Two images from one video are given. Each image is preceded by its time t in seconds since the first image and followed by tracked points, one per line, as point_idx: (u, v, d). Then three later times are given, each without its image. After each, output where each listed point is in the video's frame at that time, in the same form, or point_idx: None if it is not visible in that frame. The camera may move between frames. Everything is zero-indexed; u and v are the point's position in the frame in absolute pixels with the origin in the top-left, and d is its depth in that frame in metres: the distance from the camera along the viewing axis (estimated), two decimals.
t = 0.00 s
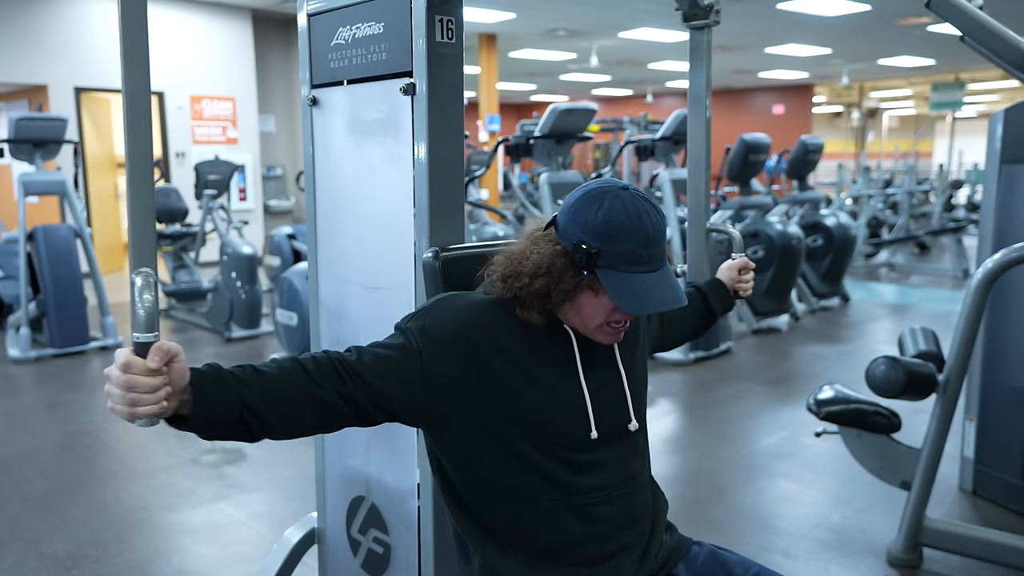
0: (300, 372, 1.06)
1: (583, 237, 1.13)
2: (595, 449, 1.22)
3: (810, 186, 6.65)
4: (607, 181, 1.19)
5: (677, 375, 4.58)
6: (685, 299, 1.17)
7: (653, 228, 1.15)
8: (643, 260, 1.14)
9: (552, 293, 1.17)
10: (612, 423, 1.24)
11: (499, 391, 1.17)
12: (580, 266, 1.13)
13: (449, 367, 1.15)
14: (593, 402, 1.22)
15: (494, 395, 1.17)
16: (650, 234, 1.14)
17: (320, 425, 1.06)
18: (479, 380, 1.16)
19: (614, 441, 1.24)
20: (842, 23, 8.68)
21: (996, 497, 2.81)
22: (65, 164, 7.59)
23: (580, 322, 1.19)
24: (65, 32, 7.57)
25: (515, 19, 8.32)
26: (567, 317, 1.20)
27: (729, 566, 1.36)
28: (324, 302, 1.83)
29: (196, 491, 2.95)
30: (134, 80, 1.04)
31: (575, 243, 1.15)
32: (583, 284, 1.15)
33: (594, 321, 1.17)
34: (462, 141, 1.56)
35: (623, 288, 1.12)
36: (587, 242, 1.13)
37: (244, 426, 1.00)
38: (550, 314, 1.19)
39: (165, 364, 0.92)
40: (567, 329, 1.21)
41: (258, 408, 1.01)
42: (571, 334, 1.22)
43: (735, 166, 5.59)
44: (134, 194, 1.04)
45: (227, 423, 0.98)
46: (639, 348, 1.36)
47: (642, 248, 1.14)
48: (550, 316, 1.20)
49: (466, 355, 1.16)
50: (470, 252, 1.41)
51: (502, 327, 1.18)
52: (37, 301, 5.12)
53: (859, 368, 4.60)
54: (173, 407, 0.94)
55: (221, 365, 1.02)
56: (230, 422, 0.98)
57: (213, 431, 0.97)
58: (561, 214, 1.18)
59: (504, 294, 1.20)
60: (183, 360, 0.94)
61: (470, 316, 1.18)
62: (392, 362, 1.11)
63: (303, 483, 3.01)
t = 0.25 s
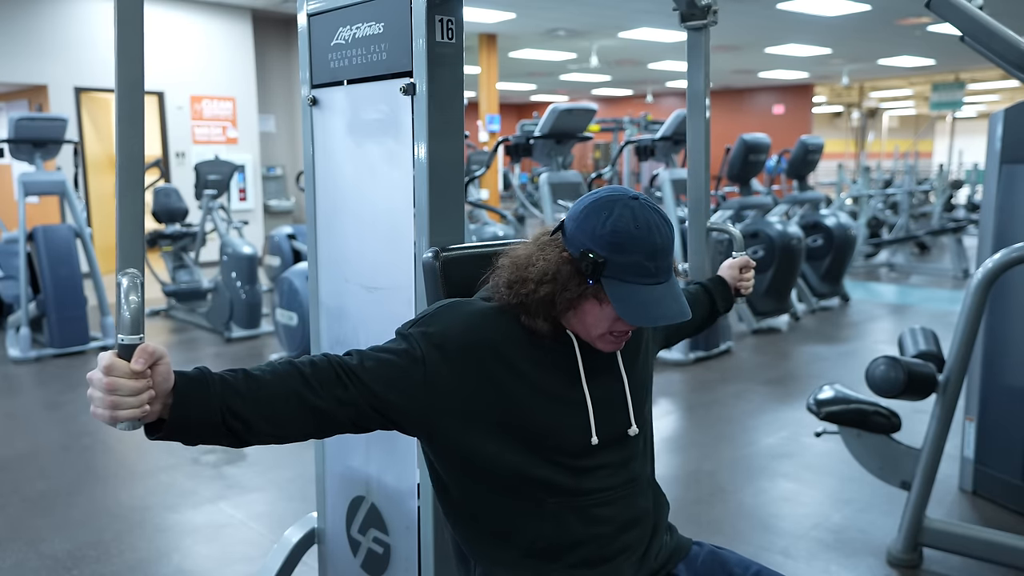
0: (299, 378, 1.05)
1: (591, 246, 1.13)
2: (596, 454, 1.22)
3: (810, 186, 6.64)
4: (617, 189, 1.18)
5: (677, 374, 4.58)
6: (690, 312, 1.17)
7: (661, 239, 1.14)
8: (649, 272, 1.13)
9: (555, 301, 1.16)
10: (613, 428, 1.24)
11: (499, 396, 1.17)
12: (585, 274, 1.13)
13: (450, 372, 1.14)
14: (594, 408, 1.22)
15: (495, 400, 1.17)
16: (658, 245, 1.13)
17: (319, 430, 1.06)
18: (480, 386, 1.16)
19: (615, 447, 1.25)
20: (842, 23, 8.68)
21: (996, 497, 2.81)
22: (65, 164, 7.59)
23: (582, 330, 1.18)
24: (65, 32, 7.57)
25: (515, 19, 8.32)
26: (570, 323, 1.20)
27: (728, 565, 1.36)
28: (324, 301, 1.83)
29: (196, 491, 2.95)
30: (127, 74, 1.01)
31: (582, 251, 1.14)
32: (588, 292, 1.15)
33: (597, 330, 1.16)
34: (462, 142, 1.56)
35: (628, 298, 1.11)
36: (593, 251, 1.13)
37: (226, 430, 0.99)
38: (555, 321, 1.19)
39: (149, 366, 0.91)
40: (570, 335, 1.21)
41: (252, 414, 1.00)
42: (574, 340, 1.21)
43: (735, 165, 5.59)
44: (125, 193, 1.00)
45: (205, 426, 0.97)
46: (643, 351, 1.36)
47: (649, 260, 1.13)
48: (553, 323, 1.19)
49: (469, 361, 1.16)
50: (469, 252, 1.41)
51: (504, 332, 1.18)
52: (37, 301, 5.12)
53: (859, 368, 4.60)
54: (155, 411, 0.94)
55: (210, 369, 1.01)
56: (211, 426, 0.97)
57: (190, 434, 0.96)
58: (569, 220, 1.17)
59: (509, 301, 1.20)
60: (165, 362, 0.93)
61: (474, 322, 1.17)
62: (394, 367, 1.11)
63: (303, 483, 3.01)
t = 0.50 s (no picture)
0: (299, 382, 1.05)
1: (586, 248, 1.13)
2: (596, 454, 1.22)
3: (810, 186, 6.64)
4: (613, 189, 1.18)
5: (677, 375, 4.58)
6: (689, 311, 1.17)
7: (657, 239, 1.14)
8: (646, 272, 1.13)
9: (554, 303, 1.16)
10: (613, 428, 1.24)
11: (499, 398, 1.17)
12: (582, 276, 1.13)
13: (450, 375, 1.15)
14: (594, 408, 1.22)
15: (495, 402, 1.17)
16: (654, 246, 1.13)
17: (320, 434, 1.06)
18: (480, 388, 1.16)
19: (615, 447, 1.25)
20: (841, 23, 8.68)
21: (996, 497, 2.81)
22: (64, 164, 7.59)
23: (582, 332, 1.18)
24: (65, 32, 7.57)
25: (515, 19, 8.32)
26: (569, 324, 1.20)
27: (730, 565, 1.36)
28: (324, 301, 1.83)
29: (196, 491, 2.95)
30: (127, 72, 1.01)
31: (578, 253, 1.14)
32: (585, 294, 1.15)
33: (596, 331, 1.16)
34: (462, 141, 1.56)
35: (624, 299, 1.11)
36: (588, 253, 1.13)
37: (226, 435, 0.99)
38: (554, 323, 1.19)
39: (149, 370, 0.91)
40: (570, 335, 1.21)
41: (251, 418, 1.00)
42: (574, 343, 1.21)
43: (735, 166, 5.59)
44: (121, 195, 1.01)
45: (204, 430, 0.96)
46: (644, 351, 1.35)
47: (645, 260, 1.13)
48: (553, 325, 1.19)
49: (469, 363, 1.15)
50: (469, 252, 1.41)
51: (503, 334, 1.18)
52: (37, 301, 5.12)
53: (859, 368, 4.60)
54: (154, 416, 0.94)
55: (208, 374, 1.01)
56: (210, 431, 0.97)
57: (189, 439, 0.96)
58: (565, 222, 1.18)
59: (508, 303, 1.20)
60: (165, 367, 0.93)
61: (473, 324, 1.17)
62: (393, 370, 1.11)
63: (303, 483, 3.01)
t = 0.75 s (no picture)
0: (300, 384, 1.05)
1: (580, 246, 1.13)
2: (596, 452, 1.22)
3: (810, 186, 6.64)
4: (604, 187, 1.18)
5: (677, 375, 4.58)
6: (684, 306, 1.17)
7: (651, 234, 1.14)
8: (640, 269, 1.13)
9: (550, 302, 1.16)
10: (613, 427, 1.24)
11: (500, 397, 1.17)
12: (576, 274, 1.13)
13: (450, 374, 1.15)
14: (594, 406, 1.22)
15: (495, 401, 1.17)
16: (647, 242, 1.13)
17: (322, 437, 1.06)
18: (481, 387, 1.16)
19: (616, 446, 1.25)
20: (841, 23, 8.68)
21: (996, 497, 2.81)
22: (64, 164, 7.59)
23: (579, 329, 1.19)
24: (65, 32, 7.57)
25: (515, 19, 8.32)
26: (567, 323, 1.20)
27: (729, 564, 1.36)
28: (324, 301, 1.83)
29: (196, 491, 2.95)
30: (125, 73, 1.01)
31: (572, 251, 1.14)
32: (580, 292, 1.15)
33: (593, 330, 1.17)
34: (462, 141, 1.56)
35: (620, 296, 1.11)
36: (582, 251, 1.13)
37: (228, 438, 0.99)
38: (552, 321, 1.19)
39: (151, 373, 0.91)
40: (568, 333, 1.21)
41: (253, 421, 1.00)
42: (571, 342, 1.21)
43: (735, 166, 5.59)
44: (121, 194, 1.01)
45: (206, 435, 0.96)
46: (644, 347, 1.36)
47: (638, 256, 1.13)
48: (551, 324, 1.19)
49: (468, 363, 1.16)
50: (469, 252, 1.41)
51: (503, 333, 1.18)
52: (37, 301, 5.12)
53: (859, 368, 4.60)
54: (156, 421, 0.94)
55: (209, 378, 1.01)
56: (213, 434, 0.97)
57: (191, 443, 0.96)
58: (558, 221, 1.18)
59: (504, 303, 1.20)
60: (166, 370, 0.93)
61: (472, 324, 1.17)
62: (393, 371, 1.11)
63: (303, 483, 3.01)
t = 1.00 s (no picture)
0: (301, 385, 1.05)
1: (578, 245, 1.13)
2: (596, 452, 1.22)
3: (810, 186, 6.64)
4: (603, 186, 1.18)
5: (677, 375, 4.58)
6: (683, 304, 1.17)
7: (649, 234, 1.14)
8: (639, 267, 1.13)
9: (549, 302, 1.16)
10: (613, 426, 1.24)
11: (500, 397, 1.17)
12: (575, 274, 1.13)
13: (450, 375, 1.15)
14: (594, 405, 1.22)
15: (495, 400, 1.17)
16: (645, 241, 1.13)
17: (322, 437, 1.06)
18: (481, 387, 1.16)
19: (616, 445, 1.25)
20: (841, 23, 8.68)
21: (996, 497, 2.81)
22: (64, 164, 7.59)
23: (578, 329, 1.19)
24: (65, 32, 7.57)
25: (515, 19, 8.32)
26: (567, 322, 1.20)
27: (730, 564, 1.36)
28: (324, 301, 1.83)
29: (196, 491, 2.95)
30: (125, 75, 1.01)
31: (570, 251, 1.14)
32: (579, 291, 1.15)
33: (593, 329, 1.17)
34: (462, 141, 1.56)
35: (619, 296, 1.11)
36: (581, 251, 1.13)
37: (229, 439, 0.99)
38: (552, 321, 1.19)
39: (152, 373, 0.91)
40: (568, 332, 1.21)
41: (254, 422, 1.00)
42: (571, 341, 1.22)
43: (735, 166, 5.59)
44: (121, 194, 1.01)
45: (207, 436, 0.96)
46: (644, 346, 1.36)
47: (637, 255, 1.13)
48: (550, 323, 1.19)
49: (468, 362, 1.16)
50: (469, 252, 1.41)
51: (503, 333, 1.18)
52: (37, 301, 5.12)
53: (859, 368, 4.60)
54: (157, 422, 0.93)
55: (210, 379, 1.00)
56: (214, 435, 0.97)
57: (192, 445, 0.96)
58: (556, 221, 1.18)
59: (503, 303, 1.20)
60: (167, 371, 0.93)
61: (472, 324, 1.17)
62: (393, 371, 1.11)
63: (303, 483, 3.01)
